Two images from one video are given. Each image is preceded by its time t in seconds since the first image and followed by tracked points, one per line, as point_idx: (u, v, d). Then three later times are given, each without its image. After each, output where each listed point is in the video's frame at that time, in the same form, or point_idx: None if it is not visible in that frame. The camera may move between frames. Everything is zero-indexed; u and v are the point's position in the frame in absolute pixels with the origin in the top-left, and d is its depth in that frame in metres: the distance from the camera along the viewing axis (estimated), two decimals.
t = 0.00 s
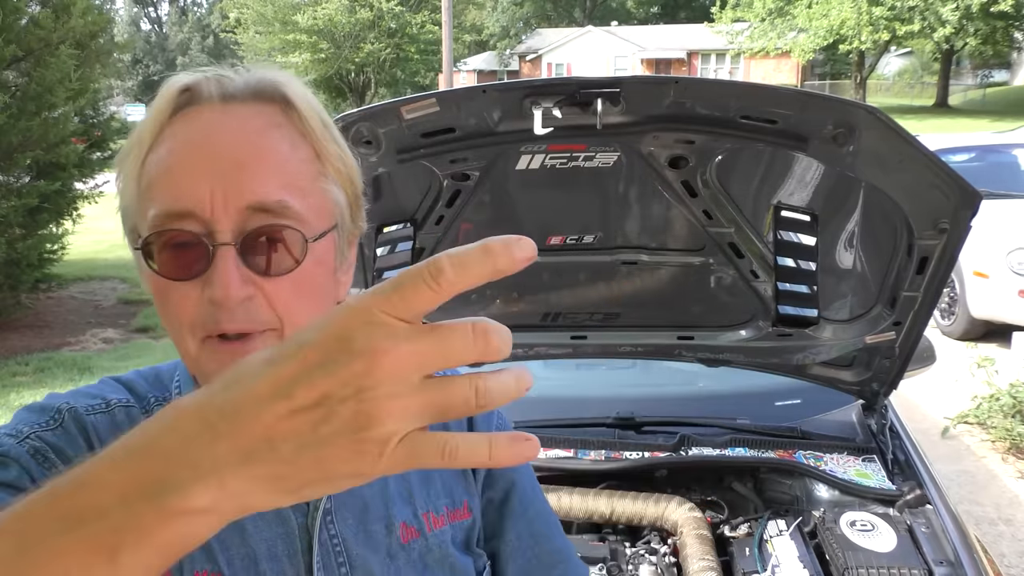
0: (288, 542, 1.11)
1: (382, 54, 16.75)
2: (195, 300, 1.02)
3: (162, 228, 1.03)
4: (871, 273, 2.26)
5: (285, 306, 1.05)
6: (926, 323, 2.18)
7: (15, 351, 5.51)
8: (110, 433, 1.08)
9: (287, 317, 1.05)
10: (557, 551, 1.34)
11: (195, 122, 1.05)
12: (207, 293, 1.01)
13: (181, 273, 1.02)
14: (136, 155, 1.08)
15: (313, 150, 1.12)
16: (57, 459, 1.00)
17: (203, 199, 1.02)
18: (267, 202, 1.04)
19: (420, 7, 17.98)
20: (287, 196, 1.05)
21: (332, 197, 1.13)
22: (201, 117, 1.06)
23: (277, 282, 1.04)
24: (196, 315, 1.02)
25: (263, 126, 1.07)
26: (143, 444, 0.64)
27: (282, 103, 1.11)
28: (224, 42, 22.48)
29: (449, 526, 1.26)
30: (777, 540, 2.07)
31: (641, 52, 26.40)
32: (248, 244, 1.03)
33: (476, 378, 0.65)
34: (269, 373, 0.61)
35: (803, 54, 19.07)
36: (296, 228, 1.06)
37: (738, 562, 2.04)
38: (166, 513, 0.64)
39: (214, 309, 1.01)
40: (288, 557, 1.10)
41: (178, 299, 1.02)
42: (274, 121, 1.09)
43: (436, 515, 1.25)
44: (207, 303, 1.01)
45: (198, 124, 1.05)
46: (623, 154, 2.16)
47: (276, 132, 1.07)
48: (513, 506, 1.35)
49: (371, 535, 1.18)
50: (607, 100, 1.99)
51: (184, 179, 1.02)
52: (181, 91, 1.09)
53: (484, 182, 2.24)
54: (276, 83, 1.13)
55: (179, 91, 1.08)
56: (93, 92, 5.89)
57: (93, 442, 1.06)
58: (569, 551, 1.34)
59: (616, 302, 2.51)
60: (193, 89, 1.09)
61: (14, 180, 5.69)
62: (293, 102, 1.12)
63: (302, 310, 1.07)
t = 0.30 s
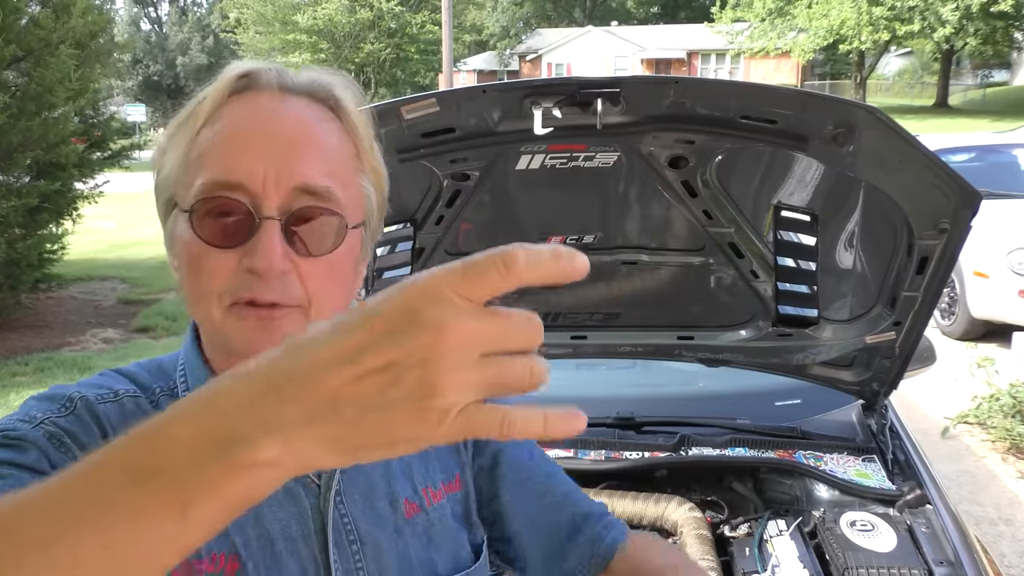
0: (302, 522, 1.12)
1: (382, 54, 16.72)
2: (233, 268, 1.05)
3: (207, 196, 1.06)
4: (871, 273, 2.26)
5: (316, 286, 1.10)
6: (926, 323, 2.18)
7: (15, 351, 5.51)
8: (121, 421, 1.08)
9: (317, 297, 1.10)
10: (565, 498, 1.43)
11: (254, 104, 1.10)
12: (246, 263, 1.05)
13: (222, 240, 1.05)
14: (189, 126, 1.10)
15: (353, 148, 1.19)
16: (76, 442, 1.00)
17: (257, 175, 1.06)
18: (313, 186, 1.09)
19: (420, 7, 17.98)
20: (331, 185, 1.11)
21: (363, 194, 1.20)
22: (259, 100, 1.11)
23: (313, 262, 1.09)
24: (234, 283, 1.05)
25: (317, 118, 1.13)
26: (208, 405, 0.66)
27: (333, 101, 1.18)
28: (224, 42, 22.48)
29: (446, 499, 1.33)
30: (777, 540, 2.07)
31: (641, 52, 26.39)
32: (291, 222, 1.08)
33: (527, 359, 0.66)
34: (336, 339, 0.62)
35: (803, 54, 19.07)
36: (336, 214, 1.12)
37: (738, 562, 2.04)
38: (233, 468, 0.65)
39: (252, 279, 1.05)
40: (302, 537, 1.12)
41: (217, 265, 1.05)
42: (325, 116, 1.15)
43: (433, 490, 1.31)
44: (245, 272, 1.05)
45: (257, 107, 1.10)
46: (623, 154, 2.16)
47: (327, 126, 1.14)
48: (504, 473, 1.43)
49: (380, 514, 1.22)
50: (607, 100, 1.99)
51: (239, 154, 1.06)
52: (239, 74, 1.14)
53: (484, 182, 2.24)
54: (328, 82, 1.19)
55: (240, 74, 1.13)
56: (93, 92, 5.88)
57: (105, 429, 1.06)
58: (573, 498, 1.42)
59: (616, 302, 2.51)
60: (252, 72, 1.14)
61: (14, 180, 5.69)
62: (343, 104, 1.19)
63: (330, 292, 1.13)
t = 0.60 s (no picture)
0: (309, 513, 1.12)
1: (382, 54, 16.72)
2: (239, 254, 1.06)
3: (212, 185, 1.07)
4: (871, 273, 2.26)
5: (321, 270, 1.12)
6: (926, 323, 2.16)
7: (15, 351, 5.51)
8: (135, 407, 1.07)
9: (320, 280, 1.11)
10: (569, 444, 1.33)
11: (256, 91, 1.10)
12: (252, 249, 1.06)
13: (229, 227, 1.07)
14: (191, 115, 1.10)
15: (355, 134, 1.19)
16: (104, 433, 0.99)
17: (262, 163, 1.07)
18: (316, 172, 1.10)
19: (420, 7, 17.99)
20: (334, 170, 1.12)
21: (365, 179, 1.21)
22: (261, 87, 1.11)
23: (319, 247, 1.11)
24: (240, 268, 1.06)
25: (319, 104, 1.13)
26: (277, 423, 0.65)
27: (333, 87, 1.17)
28: (224, 42, 22.48)
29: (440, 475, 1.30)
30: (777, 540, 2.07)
31: (641, 52, 26.38)
32: (295, 209, 1.09)
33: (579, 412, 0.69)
34: (408, 374, 0.64)
35: (802, 54, 19.09)
36: (339, 200, 1.13)
37: (738, 562, 2.04)
38: (301, 489, 0.64)
39: (258, 264, 1.06)
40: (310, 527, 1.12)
41: (223, 252, 1.06)
42: (326, 102, 1.15)
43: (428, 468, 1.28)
44: (251, 257, 1.06)
45: (259, 94, 1.10)
46: (623, 154, 2.17)
47: (329, 112, 1.14)
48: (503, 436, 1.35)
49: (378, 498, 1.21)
50: (607, 100, 1.99)
51: (242, 142, 1.07)
52: (240, 63, 1.14)
53: (484, 182, 2.25)
54: (328, 69, 1.19)
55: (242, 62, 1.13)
56: (93, 92, 5.89)
57: (120, 415, 1.05)
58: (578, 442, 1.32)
59: (616, 302, 2.50)
60: (253, 61, 1.14)
61: (14, 180, 5.70)
62: (344, 91, 1.19)
63: (334, 277, 1.14)
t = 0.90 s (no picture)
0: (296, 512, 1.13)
1: (382, 54, 16.71)
2: (248, 274, 1.05)
3: (230, 199, 1.06)
4: (871, 273, 2.26)
5: (328, 302, 1.10)
6: (926, 323, 2.18)
7: (15, 351, 5.50)
8: (129, 407, 1.07)
9: (326, 311, 1.10)
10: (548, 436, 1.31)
11: (289, 110, 1.08)
12: (261, 273, 1.05)
13: (242, 247, 1.05)
14: (218, 125, 1.08)
15: (383, 163, 1.16)
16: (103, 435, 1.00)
17: (283, 186, 1.05)
18: (335, 202, 1.08)
19: (421, 7, 17.99)
20: (354, 202, 1.10)
21: (387, 210, 1.18)
22: (292, 107, 1.08)
23: (329, 279, 1.09)
24: (247, 289, 1.05)
25: (350, 131, 1.10)
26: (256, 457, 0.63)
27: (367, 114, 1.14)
28: (224, 42, 22.48)
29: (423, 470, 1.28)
30: (777, 540, 2.07)
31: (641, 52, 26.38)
32: (309, 238, 1.07)
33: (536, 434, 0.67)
34: (381, 407, 0.62)
35: (803, 55, 19.07)
36: (355, 233, 1.10)
37: (738, 562, 2.04)
38: (270, 523, 0.61)
39: (265, 289, 1.05)
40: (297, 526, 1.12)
41: (234, 270, 1.05)
42: (357, 129, 1.12)
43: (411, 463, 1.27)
44: (259, 280, 1.05)
45: (292, 114, 1.07)
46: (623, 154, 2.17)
47: (360, 140, 1.11)
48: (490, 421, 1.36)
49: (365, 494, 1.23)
50: (607, 100, 1.99)
51: (266, 162, 1.05)
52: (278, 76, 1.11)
53: (484, 182, 2.25)
54: (365, 92, 1.16)
55: (278, 78, 1.10)
56: (93, 92, 5.89)
57: (113, 415, 1.05)
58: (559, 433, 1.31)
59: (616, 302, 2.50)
60: (291, 77, 1.11)
61: (14, 180, 5.69)
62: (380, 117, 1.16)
63: (341, 308, 1.12)
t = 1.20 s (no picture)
0: (283, 521, 1.10)
1: (382, 54, 16.70)
2: (233, 271, 1.04)
3: (213, 197, 1.06)
4: (871, 273, 2.26)
5: (316, 297, 1.09)
6: (926, 323, 2.15)
7: (15, 351, 5.50)
8: (107, 423, 1.06)
9: (314, 307, 1.08)
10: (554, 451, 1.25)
11: (266, 103, 1.08)
12: (247, 269, 1.04)
13: (226, 244, 1.04)
14: (198, 123, 1.08)
15: (367, 154, 1.17)
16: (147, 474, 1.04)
17: (266, 179, 1.06)
18: (319, 194, 1.09)
19: (421, 7, 17.97)
20: (338, 193, 1.10)
21: (372, 201, 1.18)
22: (272, 100, 1.09)
23: (316, 272, 1.09)
24: (233, 286, 1.04)
25: (331, 120, 1.11)
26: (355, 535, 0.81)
27: (349, 104, 1.14)
28: (224, 42, 22.47)
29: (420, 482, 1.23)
30: (777, 540, 2.07)
31: (642, 52, 26.38)
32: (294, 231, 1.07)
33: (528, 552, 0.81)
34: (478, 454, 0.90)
35: (803, 54, 19.03)
36: (340, 224, 1.11)
37: (738, 562, 2.04)
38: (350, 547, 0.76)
39: (252, 285, 1.04)
40: (284, 536, 1.10)
41: (218, 269, 1.04)
42: (339, 119, 1.13)
43: (407, 475, 1.22)
44: (244, 277, 1.04)
45: (269, 107, 1.08)
46: (623, 154, 2.17)
47: (342, 129, 1.12)
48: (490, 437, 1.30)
49: (355, 505, 1.17)
50: (607, 100, 1.99)
51: (247, 157, 1.05)
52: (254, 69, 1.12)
53: (484, 183, 2.25)
54: (345, 83, 1.17)
55: (257, 71, 1.10)
56: (93, 92, 5.89)
57: (89, 434, 1.04)
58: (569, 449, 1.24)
59: (616, 302, 2.50)
60: (269, 69, 1.12)
61: (14, 180, 5.70)
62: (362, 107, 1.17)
63: (330, 304, 1.11)
